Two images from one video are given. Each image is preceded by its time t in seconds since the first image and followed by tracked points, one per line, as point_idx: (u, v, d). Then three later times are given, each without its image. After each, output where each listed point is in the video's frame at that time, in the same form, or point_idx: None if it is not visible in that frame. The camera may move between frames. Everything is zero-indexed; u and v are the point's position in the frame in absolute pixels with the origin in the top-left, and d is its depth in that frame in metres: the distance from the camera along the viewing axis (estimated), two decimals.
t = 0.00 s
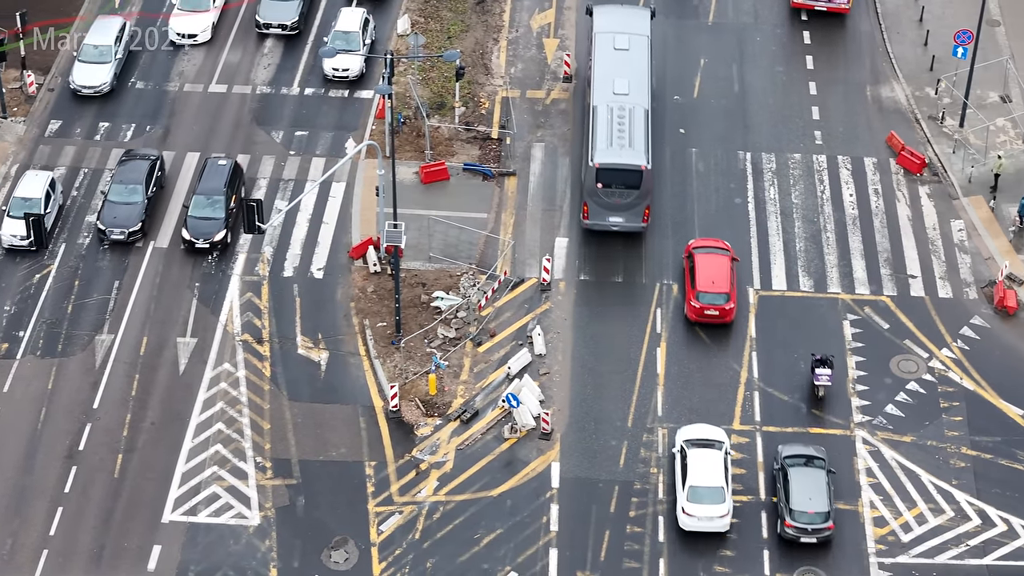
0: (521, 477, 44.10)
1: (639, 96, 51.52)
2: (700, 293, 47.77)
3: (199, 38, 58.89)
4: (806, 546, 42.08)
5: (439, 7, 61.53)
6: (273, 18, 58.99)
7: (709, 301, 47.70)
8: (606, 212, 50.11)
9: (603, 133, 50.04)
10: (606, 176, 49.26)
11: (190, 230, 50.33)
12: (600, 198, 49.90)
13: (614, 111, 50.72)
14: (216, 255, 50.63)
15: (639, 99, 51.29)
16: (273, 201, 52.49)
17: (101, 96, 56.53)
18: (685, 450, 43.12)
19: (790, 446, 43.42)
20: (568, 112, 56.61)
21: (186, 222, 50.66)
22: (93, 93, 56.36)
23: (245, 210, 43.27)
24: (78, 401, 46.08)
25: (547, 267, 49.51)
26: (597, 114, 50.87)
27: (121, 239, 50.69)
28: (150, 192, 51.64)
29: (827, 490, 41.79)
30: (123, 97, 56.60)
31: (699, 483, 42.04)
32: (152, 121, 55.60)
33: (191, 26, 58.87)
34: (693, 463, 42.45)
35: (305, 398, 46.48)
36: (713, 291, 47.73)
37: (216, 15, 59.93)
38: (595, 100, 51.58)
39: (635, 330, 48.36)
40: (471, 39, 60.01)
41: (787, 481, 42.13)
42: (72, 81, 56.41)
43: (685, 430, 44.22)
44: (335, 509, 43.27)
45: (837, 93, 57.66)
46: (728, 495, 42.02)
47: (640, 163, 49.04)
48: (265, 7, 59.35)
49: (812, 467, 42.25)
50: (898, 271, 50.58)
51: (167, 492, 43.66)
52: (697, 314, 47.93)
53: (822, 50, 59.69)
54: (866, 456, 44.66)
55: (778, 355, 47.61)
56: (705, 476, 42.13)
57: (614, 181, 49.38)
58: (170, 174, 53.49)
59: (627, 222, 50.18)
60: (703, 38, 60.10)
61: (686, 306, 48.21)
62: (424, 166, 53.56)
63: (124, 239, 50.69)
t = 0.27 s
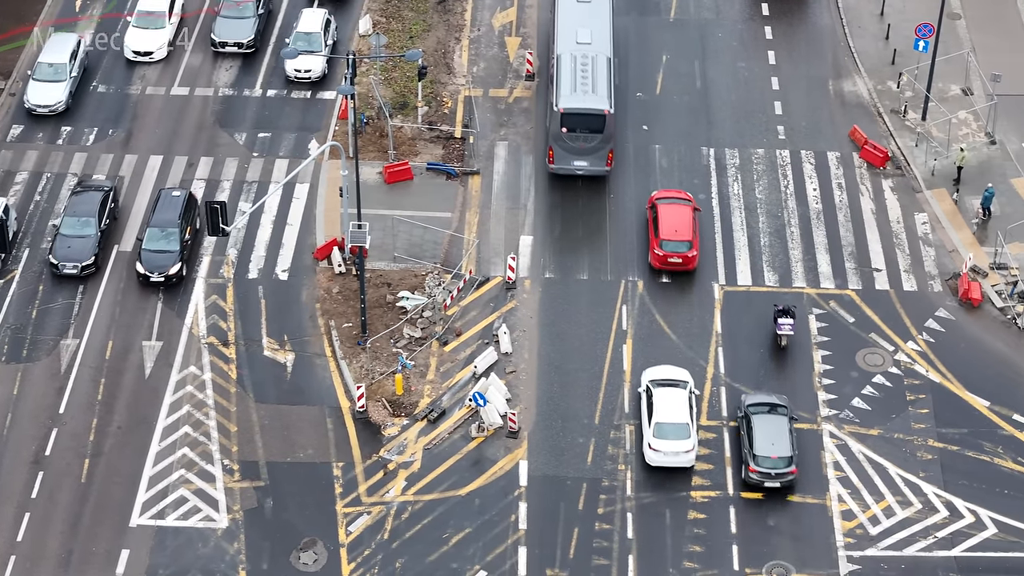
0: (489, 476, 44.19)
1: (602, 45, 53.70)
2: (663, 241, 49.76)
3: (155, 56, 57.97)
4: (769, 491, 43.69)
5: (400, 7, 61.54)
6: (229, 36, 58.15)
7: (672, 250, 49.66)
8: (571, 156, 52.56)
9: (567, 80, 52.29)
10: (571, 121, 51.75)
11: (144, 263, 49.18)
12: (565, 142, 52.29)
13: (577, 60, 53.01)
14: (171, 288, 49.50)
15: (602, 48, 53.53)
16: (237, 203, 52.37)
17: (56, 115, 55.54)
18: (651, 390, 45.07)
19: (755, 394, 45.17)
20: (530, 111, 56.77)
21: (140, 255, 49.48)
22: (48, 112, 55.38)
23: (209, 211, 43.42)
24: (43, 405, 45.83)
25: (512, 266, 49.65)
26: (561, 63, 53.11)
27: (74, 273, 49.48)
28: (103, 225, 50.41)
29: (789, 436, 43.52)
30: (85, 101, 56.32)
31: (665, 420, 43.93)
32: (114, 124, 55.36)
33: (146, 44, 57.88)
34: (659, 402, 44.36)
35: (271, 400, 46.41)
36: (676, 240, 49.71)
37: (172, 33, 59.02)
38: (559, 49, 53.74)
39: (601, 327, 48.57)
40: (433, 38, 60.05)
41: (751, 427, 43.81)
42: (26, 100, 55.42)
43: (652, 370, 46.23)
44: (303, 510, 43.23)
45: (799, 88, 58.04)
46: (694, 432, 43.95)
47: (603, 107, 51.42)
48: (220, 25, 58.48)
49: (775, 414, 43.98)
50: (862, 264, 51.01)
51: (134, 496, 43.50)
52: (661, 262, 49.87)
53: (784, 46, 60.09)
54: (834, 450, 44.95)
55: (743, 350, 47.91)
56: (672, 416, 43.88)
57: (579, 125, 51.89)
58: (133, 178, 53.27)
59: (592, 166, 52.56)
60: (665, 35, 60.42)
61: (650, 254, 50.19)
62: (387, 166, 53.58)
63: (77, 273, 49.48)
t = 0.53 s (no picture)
0: (456, 475, 44.28)
1: None
2: (625, 191, 51.59)
3: (110, 76, 56.96)
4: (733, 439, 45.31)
5: (362, 7, 61.50)
6: (183, 57, 57.04)
7: (634, 200, 51.51)
8: (534, 103, 55.12)
9: (530, 30, 55.34)
10: (534, 68, 54.49)
11: (98, 300, 47.90)
12: (528, 89, 54.94)
13: (539, 12, 56.30)
14: (126, 325, 48.25)
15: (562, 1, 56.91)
16: (200, 205, 52.22)
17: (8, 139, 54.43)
18: (614, 333, 47.01)
19: (717, 345, 46.95)
20: (492, 109, 56.88)
21: (93, 292, 48.20)
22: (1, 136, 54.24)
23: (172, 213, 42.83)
24: (8, 411, 45.57)
25: (476, 265, 49.76)
26: (524, 14, 56.34)
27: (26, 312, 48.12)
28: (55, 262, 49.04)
29: (750, 385, 45.06)
30: (46, 105, 56.03)
31: (628, 361, 45.82)
32: (76, 128, 55.10)
33: (101, 64, 56.87)
34: (623, 344, 46.27)
35: (238, 403, 46.33)
36: (637, 190, 51.58)
37: (126, 52, 58.00)
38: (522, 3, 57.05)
39: (567, 324, 48.76)
40: (394, 38, 60.04)
41: (713, 378, 45.40)
42: None
43: (615, 315, 48.23)
44: (271, 512, 43.18)
45: (761, 84, 58.40)
46: (656, 372, 45.82)
47: (564, 55, 54.32)
48: (174, 46, 57.39)
49: (736, 364, 45.61)
50: (827, 258, 51.41)
51: (101, 501, 43.32)
52: (624, 212, 51.76)
53: (745, 41, 60.45)
54: (801, 444, 45.25)
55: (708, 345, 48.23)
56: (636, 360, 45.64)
57: (541, 73, 54.61)
58: (96, 182, 53.03)
59: (554, 112, 55.13)
60: (627, 31, 60.68)
61: (612, 204, 52.03)
62: (351, 167, 53.57)
63: (28, 312, 48.11)
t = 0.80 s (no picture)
0: (424, 474, 44.39)
1: None
2: (587, 143, 53.52)
3: (65, 99, 55.80)
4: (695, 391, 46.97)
5: (323, 8, 61.48)
6: (138, 81, 55.91)
7: (595, 151, 53.48)
8: (496, 53, 57.56)
9: None
10: (496, 18, 57.29)
11: (52, 342, 46.60)
12: (491, 40, 57.42)
13: None
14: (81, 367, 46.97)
15: None
16: (164, 209, 52.09)
17: None
18: (577, 280, 48.89)
19: (678, 299, 48.78)
20: (455, 109, 57.00)
21: (48, 333, 46.87)
22: None
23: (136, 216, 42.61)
24: None
25: (441, 264, 49.88)
26: None
27: None
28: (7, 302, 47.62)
29: (710, 337, 46.74)
30: (7, 110, 55.76)
31: (590, 306, 47.70)
32: (38, 133, 54.85)
33: (55, 87, 55.70)
34: (585, 290, 48.15)
35: (204, 406, 46.27)
36: (598, 142, 53.53)
37: (82, 74, 56.81)
38: None
39: (532, 322, 48.97)
40: (356, 39, 60.05)
41: (675, 332, 47.05)
42: None
43: (578, 264, 50.13)
44: (239, 515, 43.15)
45: (723, 80, 58.81)
46: (617, 316, 47.71)
47: (525, 7, 57.33)
48: (129, 70, 56.27)
49: (697, 318, 47.29)
50: (791, 253, 51.83)
51: (68, 506, 43.18)
52: (585, 164, 53.71)
53: (706, 38, 60.83)
54: (768, 439, 45.60)
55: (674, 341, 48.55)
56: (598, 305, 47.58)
57: (503, 23, 57.35)
58: (59, 186, 52.79)
59: (516, 62, 57.59)
60: (589, 29, 60.94)
61: (573, 157, 53.97)
62: (314, 168, 53.57)
63: None
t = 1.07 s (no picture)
0: (392, 475, 44.50)
1: None
2: (547, 99, 55.61)
3: (20, 125, 54.58)
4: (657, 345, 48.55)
5: (285, 10, 61.43)
6: (93, 109, 54.60)
7: (555, 106, 55.58)
8: (458, 9, 59.73)
9: None
10: None
11: (7, 389, 45.09)
12: None
13: None
14: (36, 414, 45.50)
15: None
16: (128, 212, 51.94)
17: None
18: (539, 232, 50.61)
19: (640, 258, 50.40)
20: (418, 108, 57.07)
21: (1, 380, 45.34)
22: None
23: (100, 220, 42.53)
24: None
25: (407, 264, 49.99)
26: None
27: None
28: None
29: (671, 293, 48.30)
30: None
31: (553, 256, 49.58)
32: None
33: (10, 113, 54.48)
34: (548, 241, 49.99)
35: (171, 409, 46.21)
36: (557, 97, 55.66)
37: (37, 99, 55.53)
38: None
39: (499, 321, 49.16)
40: (318, 40, 60.04)
41: (636, 288, 48.60)
42: None
43: (540, 216, 51.78)
44: (208, 518, 43.14)
45: (686, 76, 59.18)
46: (579, 264, 49.60)
47: None
48: (85, 97, 54.89)
49: (658, 276, 48.83)
50: (756, 249, 52.24)
51: (36, 512, 43.03)
52: (545, 118, 55.77)
53: (668, 34, 61.17)
54: (736, 434, 45.95)
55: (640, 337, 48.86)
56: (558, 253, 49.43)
57: None
58: (22, 191, 52.54)
59: (477, 17, 59.81)
60: (551, 27, 61.17)
61: (534, 112, 56.05)
62: (278, 169, 53.56)
63: None
